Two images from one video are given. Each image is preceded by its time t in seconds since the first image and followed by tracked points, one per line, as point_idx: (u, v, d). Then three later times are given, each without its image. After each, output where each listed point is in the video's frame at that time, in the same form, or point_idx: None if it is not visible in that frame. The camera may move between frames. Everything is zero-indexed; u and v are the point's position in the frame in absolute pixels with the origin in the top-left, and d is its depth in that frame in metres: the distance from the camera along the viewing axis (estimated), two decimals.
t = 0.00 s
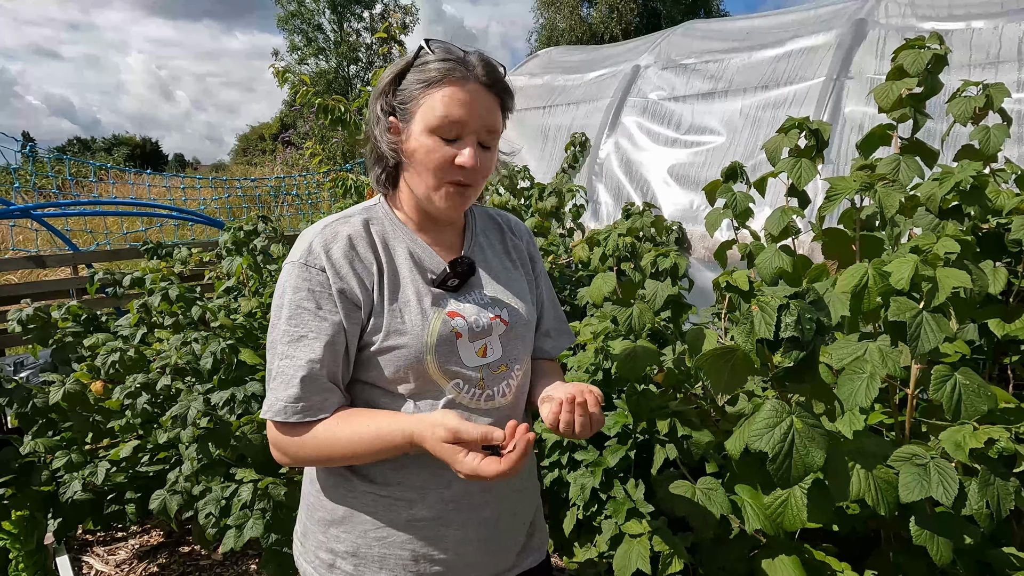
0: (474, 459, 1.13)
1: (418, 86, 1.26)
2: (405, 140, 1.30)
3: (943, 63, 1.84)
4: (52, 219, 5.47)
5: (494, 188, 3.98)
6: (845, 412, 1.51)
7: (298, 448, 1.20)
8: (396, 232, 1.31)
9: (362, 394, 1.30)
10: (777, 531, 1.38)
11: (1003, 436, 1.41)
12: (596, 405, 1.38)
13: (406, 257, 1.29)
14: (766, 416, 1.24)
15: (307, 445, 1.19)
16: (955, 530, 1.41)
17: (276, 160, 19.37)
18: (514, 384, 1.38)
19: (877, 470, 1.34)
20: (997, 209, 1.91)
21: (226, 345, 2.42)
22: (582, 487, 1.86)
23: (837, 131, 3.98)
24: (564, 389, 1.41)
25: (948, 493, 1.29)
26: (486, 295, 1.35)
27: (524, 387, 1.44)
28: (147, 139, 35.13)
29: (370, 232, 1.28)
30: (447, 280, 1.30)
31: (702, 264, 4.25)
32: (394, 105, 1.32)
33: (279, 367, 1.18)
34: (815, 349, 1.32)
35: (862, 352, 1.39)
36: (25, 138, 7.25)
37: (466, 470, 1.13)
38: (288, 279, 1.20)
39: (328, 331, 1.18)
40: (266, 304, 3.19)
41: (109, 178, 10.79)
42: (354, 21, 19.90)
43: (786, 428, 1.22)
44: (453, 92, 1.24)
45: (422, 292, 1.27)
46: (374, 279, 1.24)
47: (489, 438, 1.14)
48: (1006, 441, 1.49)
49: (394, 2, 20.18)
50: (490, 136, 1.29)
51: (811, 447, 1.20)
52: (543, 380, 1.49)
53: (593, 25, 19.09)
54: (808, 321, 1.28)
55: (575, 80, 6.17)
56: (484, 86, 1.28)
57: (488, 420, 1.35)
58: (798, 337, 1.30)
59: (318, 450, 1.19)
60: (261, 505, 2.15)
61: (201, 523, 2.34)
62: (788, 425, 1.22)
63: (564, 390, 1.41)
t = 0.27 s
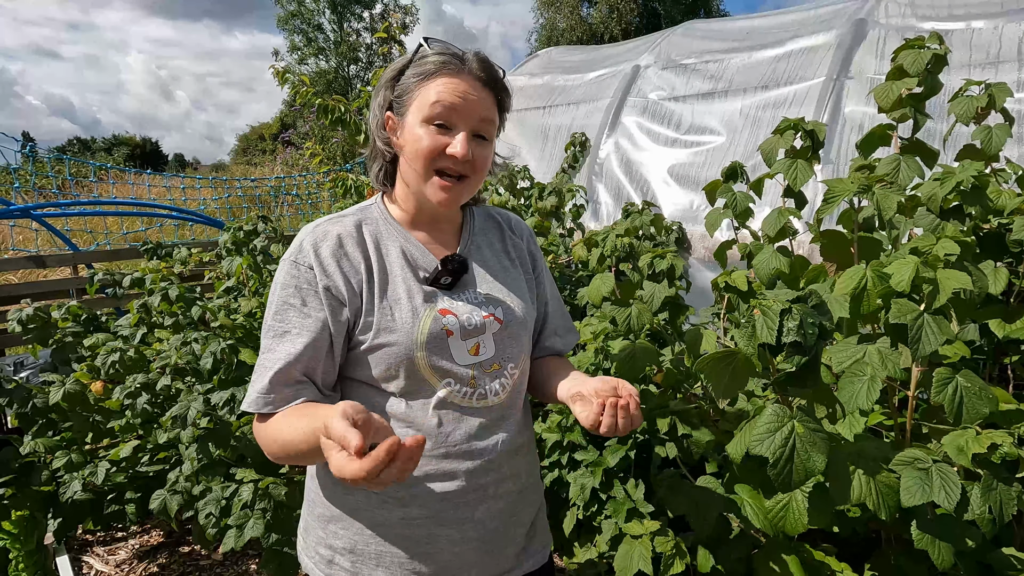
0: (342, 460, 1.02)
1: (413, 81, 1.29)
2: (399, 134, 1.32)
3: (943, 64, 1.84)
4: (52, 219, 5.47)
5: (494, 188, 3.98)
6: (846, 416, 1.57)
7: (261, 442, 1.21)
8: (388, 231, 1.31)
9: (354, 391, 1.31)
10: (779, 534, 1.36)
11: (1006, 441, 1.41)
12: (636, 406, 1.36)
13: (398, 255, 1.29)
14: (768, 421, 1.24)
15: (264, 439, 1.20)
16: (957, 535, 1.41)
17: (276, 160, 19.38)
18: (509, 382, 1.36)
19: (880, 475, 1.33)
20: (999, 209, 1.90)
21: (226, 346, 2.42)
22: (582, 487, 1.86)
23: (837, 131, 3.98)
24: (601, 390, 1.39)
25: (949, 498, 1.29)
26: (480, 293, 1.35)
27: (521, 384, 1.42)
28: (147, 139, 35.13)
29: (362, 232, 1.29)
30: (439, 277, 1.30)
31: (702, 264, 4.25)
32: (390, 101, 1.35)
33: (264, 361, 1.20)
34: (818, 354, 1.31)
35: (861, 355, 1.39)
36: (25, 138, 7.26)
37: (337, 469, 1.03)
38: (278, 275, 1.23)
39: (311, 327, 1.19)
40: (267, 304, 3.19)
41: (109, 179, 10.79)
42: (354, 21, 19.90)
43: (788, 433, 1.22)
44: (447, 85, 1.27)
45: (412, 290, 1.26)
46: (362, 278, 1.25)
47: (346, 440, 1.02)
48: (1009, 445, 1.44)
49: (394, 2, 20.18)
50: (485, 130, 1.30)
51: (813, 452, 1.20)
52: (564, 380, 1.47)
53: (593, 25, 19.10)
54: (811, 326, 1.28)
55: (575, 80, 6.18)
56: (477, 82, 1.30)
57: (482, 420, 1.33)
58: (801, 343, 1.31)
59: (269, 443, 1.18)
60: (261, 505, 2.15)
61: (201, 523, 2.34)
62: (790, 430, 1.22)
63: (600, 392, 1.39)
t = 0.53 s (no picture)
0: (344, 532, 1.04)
1: (408, 88, 1.27)
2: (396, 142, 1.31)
3: (942, 63, 1.83)
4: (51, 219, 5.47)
5: (494, 188, 3.98)
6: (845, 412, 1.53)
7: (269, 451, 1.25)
8: (387, 232, 1.31)
9: (355, 392, 1.31)
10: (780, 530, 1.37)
11: (1002, 435, 1.40)
12: (591, 435, 1.35)
13: (397, 257, 1.29)
14: (766, 415, 1.24)
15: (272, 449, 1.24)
16: (955, 530, 1.42)
17: (276, 160, 19.37)
18: (508, 381, 1.36)
19: (876, 469, 1.33)
20: (998, 209, 1.90)
21: (226, 346, 2.42)
22: (583, 487, 1.86)
23: (837, 131, 3.98)
24: (566, 412, 1.38)
25: (947, 493, 1.30)
26: (478, 293, 1.34)
27: (521, 384, 1.43)
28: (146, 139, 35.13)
29: (361, 233, 1.28)
30: (437, 278, 1.30)
31: (702, 264, 4.25)
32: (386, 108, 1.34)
33: (264, 364, 1.21)
34: (814, 349, 1.31)
35: (861, 353, 1.39)
36: (25, 138, 7.26)
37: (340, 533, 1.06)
38: (277, 279, 1.23)
39: (311, 331, 1.20)
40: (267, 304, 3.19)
41: (109, 179, 10.79)
42: (354, 21, 19.90)
43: (786, 427, 1.22)
44: (442, 93, 1.26)
45: (410, 292, 1.27)
46: (360, 280, 1.25)
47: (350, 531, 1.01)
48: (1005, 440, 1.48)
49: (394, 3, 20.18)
50: (482, 136, 1.29)
51: (810, 446, 1.20)
52: (545, 390, 1.47)
53: (593, 25, 19.09)
54: (807, 318, 1.27)
55: (575, 80, 6.18)
56: (473, 87, 1.28)
57: (482, 419, 1.33)
58: (797, 337, 1.29)
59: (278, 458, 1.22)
60: (261, 505, 2.15)
61: (201, 523, 2.34)
62: (787, 424, 1.22)
63: (565, 414, 1.38)
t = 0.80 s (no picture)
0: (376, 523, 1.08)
1: (406, 92, 1.26)
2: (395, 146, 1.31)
3: (941, 62, 1.83)
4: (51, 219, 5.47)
5: (494, 188, 3.98)
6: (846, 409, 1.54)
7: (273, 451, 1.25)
8: (388, 233, 1.31)
9: (355, 392, 1.31)
10: (782, 528, 1.37)
11: (1006, 430, 1.41)
12: (589, 431, 1.35)
13: (398, 257, 1.29)
14: (770, 410, 1.24)
15: (276, 449, 1.24)
16: (958, 529, 1.41)
17: (275, 160, 19.37)
18: (509, 382, 1.36)
19: (878, 464, 1.34)
20: (996, 210, 1.90)
21: (226, 345, 2.42)
22: (583, 487, 1.86)
23: (837, 131, 3.98)
24: (564, 408, 1.38)
25: (950, 488, 1.28)
26: (479, 294, 1.34)
27: (522, 384, 1.43)
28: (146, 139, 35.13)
29: (362, 234, 1.28)
30: (439, 280, 1.30)
31: (702, 264, 4.25)
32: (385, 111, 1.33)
33: (268, 366, 1.21)
34: (818, 344, 1.31)
35: (862, 351, 1.39)
36: (25, 138, 7.25)
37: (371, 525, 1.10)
38: (279, 280, 1.23)
39: (314, 332, 1.20)
40: (266, 304, 3.19)
41: (109, 179, 10.79)
42: (354, 21, 19.90)
43: (790, 421, 1.22)
44: (439, 98, 1.24)
45: (411, 293, 1.26)
46: (362, 281, 1.25)
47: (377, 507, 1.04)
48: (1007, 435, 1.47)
49: (394, 3, 20.18)
50: (481, 140, 1.28)
51: (814, 440, 1.20)
52: (544, 389, 1.47)
53: (593, 25, 19.10)
54: (813, 313, 1.27)
55: (575, 80, 6.17)
56: (472, 90, 1.27)
57: (483, 420, 1.34)
58: (802, 330, 1.30)
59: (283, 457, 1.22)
60: (261, 505, 2.15)
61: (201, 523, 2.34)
62: (791, 418, 1.22)
63: (562, 411, 1.38)
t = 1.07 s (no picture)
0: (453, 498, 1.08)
1: (426, 100, 1.22)
2: (410, 153, 1.27)
3: (940, 63, 1.83)
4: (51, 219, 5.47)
5: (494, 188, 3.98)
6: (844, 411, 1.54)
7: (290, 452, 1.22)
8: (390, 233, 1.31)
9: (357, 394, 1.31)
10: (777, 528, 1.37)
11: (1004, 433, 1.40)
12: (598, 414, 1.37)
13: (400, 258, 1.29)
14: (768, 412, 1.24)
15: (299, 449, 1.21)
16: (956, 529, 1.41)
17: (275, 160, 19.37)
18: (511, 382, 1.37)
19: (876, 467, 1.34)
20: (996, 210, 1.89)
21: (226, 345, 2.42)
22: (583, 487, 1.85)
23: (837, 131, 3.98)
24: (568, 396, 1.40)
25: (948, 491, 1.28)
26: (481, 295, 1.35)
27: (524, 385, 1.43)
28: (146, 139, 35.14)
29: (364, 235, 1.28)
30: (442, 281, 1.30)
31: (702, 264, 4.25)
32: (397, 114, 1.28)
33: (274, 368, 1.19)
34: (816, 347, 1.32)
35: (860, 352, 1.40)
36: (25, 138, 7.26)
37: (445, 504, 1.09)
38: (282, 281, 1.22)
39: (321, 333, 1.20)
40: (266, 304, 3.20)
41: (110, 179, 10.79)
42: (354, 21, 19.91)
43: (787, 425, 1.22)
44: (464, 108, 1.22)
45: (415, 293, 1.27)
46: (366, 281, 1.25)
47: (467, 487, 1.07)
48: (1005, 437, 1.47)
49: (394, 3, 20.18)
50: (496, 148, 1.30)
51: (813, 443, 1.20)
52: (545, 382, 1.48)
53: (593, 25, 19.10)
54: (810, 316, 1.27)
55: (575, 80, 6.18)
56: (493, 102, 1.26)
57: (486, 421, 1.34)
58: (800, 334, 1.29)
59: (311, 457, 1.20)
60: (261, 505, 2.15)
61: (201, 523, 2.34)
62: (789, 421, 1.22)
63: (567, 398, 1.39)
